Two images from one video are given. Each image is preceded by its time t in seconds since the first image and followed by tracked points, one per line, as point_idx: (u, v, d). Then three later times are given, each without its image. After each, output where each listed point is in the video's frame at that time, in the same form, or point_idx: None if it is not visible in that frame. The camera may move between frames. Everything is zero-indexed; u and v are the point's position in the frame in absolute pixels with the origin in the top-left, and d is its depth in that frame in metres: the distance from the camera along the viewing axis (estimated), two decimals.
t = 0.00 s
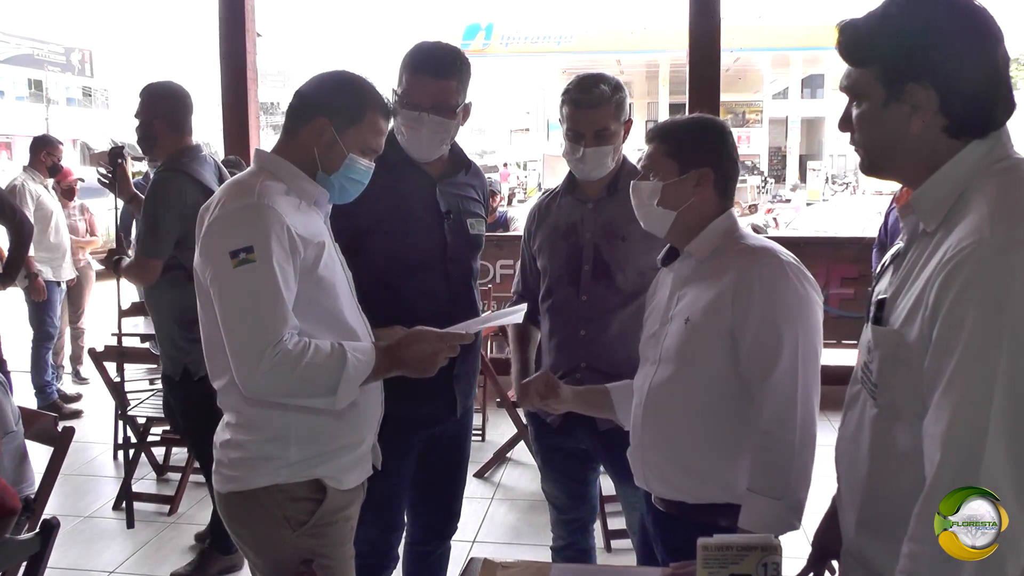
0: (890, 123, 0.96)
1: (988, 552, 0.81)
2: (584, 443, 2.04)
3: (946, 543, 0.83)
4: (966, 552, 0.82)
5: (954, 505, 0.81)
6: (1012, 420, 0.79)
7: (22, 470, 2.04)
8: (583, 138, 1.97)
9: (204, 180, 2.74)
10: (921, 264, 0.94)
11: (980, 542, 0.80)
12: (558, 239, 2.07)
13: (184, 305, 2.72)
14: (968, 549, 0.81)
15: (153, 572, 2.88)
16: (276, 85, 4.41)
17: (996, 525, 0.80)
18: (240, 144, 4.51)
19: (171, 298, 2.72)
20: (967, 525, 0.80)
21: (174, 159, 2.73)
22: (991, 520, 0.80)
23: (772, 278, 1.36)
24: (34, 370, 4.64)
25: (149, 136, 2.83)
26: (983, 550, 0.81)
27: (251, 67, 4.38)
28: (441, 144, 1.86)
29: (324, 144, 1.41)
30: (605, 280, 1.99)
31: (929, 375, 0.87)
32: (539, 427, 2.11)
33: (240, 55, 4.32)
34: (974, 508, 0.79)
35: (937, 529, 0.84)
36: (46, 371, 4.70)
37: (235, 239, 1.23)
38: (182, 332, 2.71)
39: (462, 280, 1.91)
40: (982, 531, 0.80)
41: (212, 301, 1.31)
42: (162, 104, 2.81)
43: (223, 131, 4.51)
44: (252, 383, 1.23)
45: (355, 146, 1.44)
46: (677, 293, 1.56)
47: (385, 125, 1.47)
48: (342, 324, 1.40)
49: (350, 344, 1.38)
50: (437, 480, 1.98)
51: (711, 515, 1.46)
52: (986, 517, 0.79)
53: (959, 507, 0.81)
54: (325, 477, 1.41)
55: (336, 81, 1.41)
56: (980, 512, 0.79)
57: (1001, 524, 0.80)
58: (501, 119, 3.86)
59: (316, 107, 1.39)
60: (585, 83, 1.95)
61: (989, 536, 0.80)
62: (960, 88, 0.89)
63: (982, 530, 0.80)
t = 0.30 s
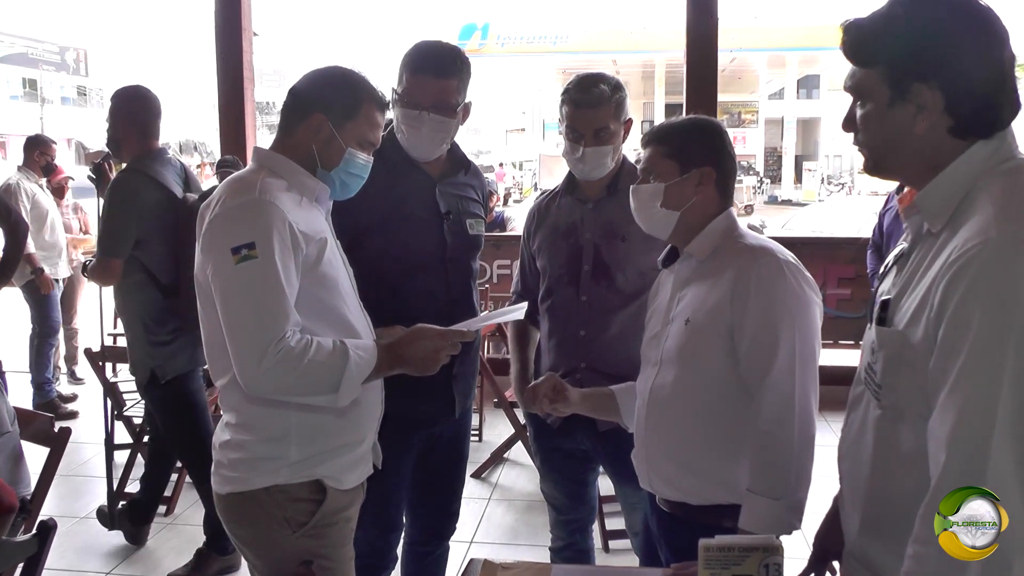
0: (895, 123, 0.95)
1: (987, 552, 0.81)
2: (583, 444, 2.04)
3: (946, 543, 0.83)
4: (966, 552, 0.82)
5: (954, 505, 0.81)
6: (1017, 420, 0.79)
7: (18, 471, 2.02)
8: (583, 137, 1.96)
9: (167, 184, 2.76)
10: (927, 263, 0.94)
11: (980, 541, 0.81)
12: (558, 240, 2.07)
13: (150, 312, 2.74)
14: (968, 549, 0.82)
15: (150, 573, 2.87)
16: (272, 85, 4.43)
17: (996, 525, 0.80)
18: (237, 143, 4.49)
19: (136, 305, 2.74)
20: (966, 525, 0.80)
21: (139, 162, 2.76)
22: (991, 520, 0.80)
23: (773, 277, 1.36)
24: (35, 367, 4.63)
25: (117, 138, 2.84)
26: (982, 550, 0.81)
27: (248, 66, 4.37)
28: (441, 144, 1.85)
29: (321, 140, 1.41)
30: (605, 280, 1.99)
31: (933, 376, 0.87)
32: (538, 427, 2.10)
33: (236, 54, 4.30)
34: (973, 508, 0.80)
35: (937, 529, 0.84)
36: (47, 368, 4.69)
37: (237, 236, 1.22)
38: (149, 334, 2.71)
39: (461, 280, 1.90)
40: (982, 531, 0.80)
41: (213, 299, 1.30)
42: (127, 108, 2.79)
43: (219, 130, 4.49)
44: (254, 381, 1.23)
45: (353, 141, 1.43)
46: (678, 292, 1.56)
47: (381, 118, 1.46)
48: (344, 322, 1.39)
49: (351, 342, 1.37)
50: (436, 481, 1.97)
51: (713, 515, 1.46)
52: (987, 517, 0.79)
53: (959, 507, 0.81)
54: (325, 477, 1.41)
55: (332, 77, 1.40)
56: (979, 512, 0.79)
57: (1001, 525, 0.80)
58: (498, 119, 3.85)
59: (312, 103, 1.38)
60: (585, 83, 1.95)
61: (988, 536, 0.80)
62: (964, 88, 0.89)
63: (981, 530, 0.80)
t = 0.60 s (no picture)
0: (898, 121, 0.95)
1: (988, 552, 0.81)
2: (582, 444, 2.03)
3: (946, 543, 0.83)
4: (966, 552, 0.82)
5: (954, 505, 0.81)
6: None
7: (14, 473, 2.01)
8: (583, 135, 1.96)
9: (126, 179, 2.83)
10: (931, 263, 0.94)
11: (980, 541, 0.80)
12: (558, 239, 2.06)
13: (108, 307, 2.77)
14: (968, 549, 0.81)
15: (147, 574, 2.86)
16: (268, 84, 4.44)
17: (996, 526, 0.80)
18: (233, 143, 4.48)
19: (93, 300, 2.78)
20: (967, 525, 0.80)
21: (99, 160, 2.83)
22: (991, 520, 0.80)
23: (775, 276, 1.35)
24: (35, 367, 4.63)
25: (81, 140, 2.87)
26: (983, 550, 0.81)
27: (244, 65, 4.35)
28: (439, 143, 1.84)
29: (321, 137, 1.40)
30: (605, 279, 1.98)
31: (938, 376, 0.86)
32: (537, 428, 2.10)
33: (232, 54, 4.28)
34: (973, 508, 0.80)
35: (937, 529, 0.84)
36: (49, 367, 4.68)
37: (237, 235, 1.21)
38: (108, 327, 2.73)
39: (460, 279, 1.89)
40: (982, 532, 0.80)
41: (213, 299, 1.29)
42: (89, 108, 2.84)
43: (214, 130, 4.48)
44: (255, 381, 1.22)
45: (352, 139, 1.42)
46: (679, 291, 1.55)
47: (380, 115, 1.45)
48: (345, 321, 1.38)
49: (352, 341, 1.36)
50: (435, 481, 1.97)
51: (714, 515, 1.46)
52: (987, 517, 0.79)
53: (960, 507, 0.81)
54: (326, 478, 1.40)
55: (329, 74, 1.39)
56: (980, 512, 0.79)
57: (1001, 525, 0.80)
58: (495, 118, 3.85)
59: (309, 100, 1.37)
60: (585, 81, 1.94)
61: (989, 536, 0.80)
62: (970, 85, 0.89)
63: (981, 530, 0.80)
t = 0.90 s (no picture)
0: (906, 119, 0.94)
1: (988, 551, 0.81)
2: (583, 444, 2.02)
3: (946, 543, 0.84)
4: (964, 551, 0.82)
5: (954, 505, 0.82)
6: None
7: (12, 475, 2.00)
8: (585, 133, 1.94)
9: (89, 174, 2.75)
10: (939, 263, 0.93)
11: (980, 541, 0.81)
12: (559, 237, 2.05)
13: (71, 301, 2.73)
14: (967, 549, 0.82)
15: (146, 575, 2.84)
16: (265, 83, 4.42)
17: (996, 526, 0.79)
18: (230, 142, 4.46)
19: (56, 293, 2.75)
20: (967, 525, 0.81)
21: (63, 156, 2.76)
22: (991, 521, 0.79)
23: (777, 275, 1.34)
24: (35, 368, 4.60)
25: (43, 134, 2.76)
26: (983, 550, 0.81)
27: (241, 64, 4.33)
28: (439, 141, 1.83)
29: (321, 136, 1.38)
30: (608, 278, 1.97)
31: (947, 377, 0.85)
32: (537, 429, 2.08)
33: (229, 54, 4.26)
34: (974, 508, 0.79)
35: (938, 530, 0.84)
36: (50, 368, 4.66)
37: (238, 236, 1.20)
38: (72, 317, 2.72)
39: (459, 278, 1.88)
40: (982, 532, 0.80)
41: (214, 301, 1.28)
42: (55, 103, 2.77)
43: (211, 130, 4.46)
44: (257, 384, 1.20)
45: (353, 138, 1.40)
46: (680, 291, 1.54)
47: (381, 115, 1.43)
48: (346, 322, 1.37)
49: (352, 343, 1.35)
50: (435, 482, 1.95)
51: (716, 517, 1.45)
52: (985, 517, 0.79)
53: (960, 507, 0.81)
54: (326, 480, 1.39)
55: (329, 73, 1.37)
56: (980, 512, 0.79)
57: (1001, 524, 0.79)
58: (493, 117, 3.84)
59: (308, 99, 1.36)
60: (588, 79, 1.93)
61: (988, 536, 0.80)
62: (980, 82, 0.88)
63: (981, 530, 0.80)
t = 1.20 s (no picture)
0: (916, 113, 0.92)
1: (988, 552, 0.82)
2: (583, 443, 2.00)
3: (946, 544, 0.84)
4: (964, 551, 0.83)
5: (955, 506, 0.83)
6: None
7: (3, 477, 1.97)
8: (585, 132, 1.92)
9: (40, 175, 2.75)
10: (950, 258, 0.91)
11: (980, 542, 0.81)
12: (560, 235, 2.03)
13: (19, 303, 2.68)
14: (967, 549, 0.82)
15: None
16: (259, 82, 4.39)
17: (996, 526, 0.79)
18: (224, 141, 4.42)
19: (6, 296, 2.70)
20: (967, 524, 0.82)
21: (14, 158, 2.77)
22: (991, 520, 0.80)
23: (780, 272, 1.33)
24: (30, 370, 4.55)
25: None
26: (982, 550, 0.82)
27: (235, 63, 4.29)
28: (440, 140, 1.82)
29: (318, 132, 1.36)
30: (610, 276, 1.95)
31: (960, 375, 0.84)
32: (538, 428, 2.06)
33: (222, 53, 4.23)
34: (974, 507, 0.80)
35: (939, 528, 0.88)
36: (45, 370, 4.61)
37: (233, 235, 1.17)
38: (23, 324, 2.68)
39: (458, 277, 1.86)
40: (982, 532, 0.81)
41: (209, 301, 1.25)
42: (5, 108, 2.77)
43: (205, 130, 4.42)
44: (253, 386, 1.18)
45: (350, 131, 1.38)
46: (682, 288, 1.53)
47: (376, 107, 1.42)
48: (344, 321, 1.35)
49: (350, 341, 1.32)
50: (434, 482, 1.93)
51: (720, 517, 1.43)
52: (985, 517, 0.80)
53: (960, 506, 0.82)
54: (326, 481, 1.37)
55: (325, 68, 1.35)
56: (980, 512, 0.80)
57: (1001, 525, 0.79)
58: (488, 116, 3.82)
59: (304, 93, 1.34)
60: (587, 78, 1.90)
61: (989, 536, 0.81)
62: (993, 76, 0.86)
63: (981, 530, 0.81)
